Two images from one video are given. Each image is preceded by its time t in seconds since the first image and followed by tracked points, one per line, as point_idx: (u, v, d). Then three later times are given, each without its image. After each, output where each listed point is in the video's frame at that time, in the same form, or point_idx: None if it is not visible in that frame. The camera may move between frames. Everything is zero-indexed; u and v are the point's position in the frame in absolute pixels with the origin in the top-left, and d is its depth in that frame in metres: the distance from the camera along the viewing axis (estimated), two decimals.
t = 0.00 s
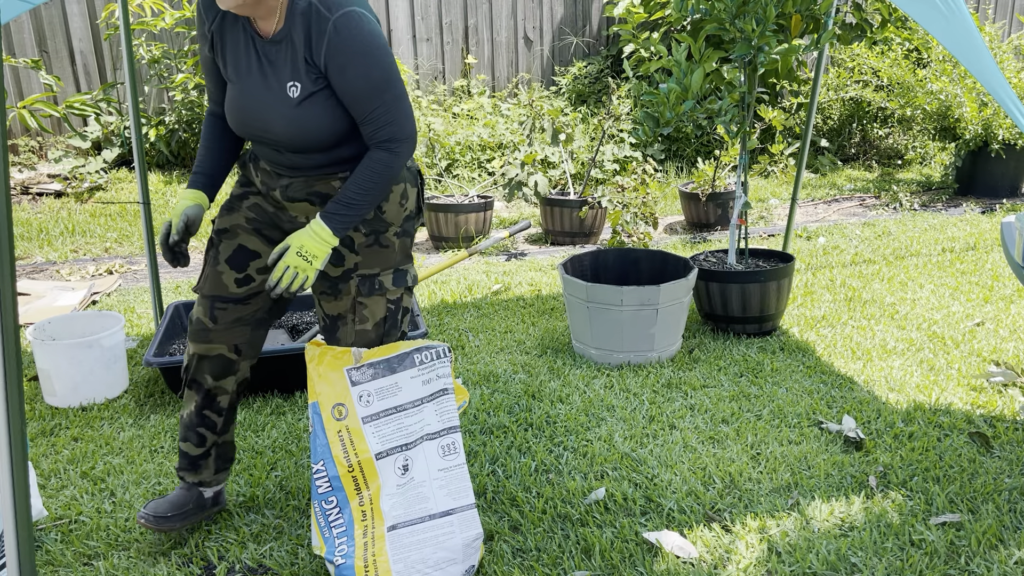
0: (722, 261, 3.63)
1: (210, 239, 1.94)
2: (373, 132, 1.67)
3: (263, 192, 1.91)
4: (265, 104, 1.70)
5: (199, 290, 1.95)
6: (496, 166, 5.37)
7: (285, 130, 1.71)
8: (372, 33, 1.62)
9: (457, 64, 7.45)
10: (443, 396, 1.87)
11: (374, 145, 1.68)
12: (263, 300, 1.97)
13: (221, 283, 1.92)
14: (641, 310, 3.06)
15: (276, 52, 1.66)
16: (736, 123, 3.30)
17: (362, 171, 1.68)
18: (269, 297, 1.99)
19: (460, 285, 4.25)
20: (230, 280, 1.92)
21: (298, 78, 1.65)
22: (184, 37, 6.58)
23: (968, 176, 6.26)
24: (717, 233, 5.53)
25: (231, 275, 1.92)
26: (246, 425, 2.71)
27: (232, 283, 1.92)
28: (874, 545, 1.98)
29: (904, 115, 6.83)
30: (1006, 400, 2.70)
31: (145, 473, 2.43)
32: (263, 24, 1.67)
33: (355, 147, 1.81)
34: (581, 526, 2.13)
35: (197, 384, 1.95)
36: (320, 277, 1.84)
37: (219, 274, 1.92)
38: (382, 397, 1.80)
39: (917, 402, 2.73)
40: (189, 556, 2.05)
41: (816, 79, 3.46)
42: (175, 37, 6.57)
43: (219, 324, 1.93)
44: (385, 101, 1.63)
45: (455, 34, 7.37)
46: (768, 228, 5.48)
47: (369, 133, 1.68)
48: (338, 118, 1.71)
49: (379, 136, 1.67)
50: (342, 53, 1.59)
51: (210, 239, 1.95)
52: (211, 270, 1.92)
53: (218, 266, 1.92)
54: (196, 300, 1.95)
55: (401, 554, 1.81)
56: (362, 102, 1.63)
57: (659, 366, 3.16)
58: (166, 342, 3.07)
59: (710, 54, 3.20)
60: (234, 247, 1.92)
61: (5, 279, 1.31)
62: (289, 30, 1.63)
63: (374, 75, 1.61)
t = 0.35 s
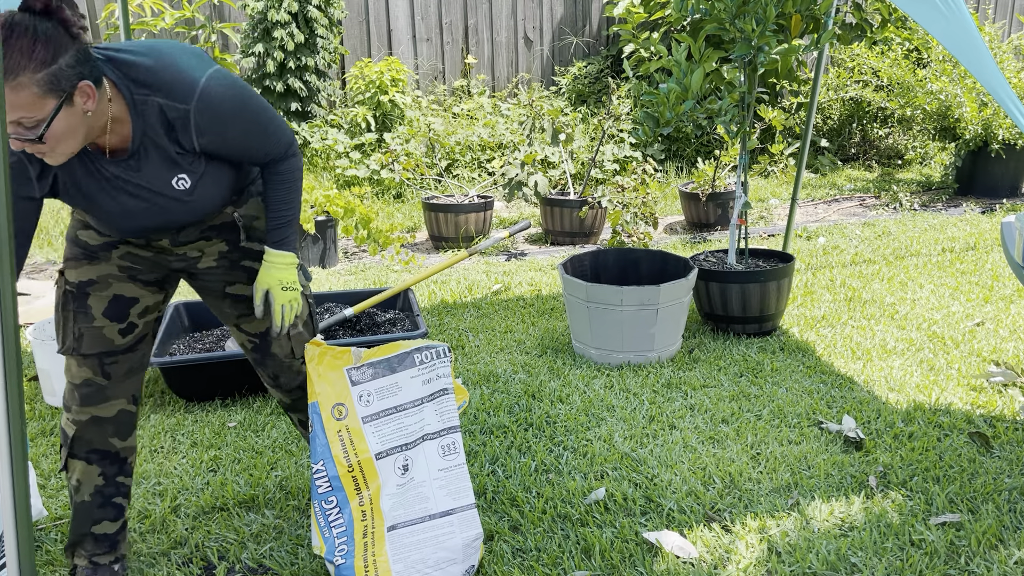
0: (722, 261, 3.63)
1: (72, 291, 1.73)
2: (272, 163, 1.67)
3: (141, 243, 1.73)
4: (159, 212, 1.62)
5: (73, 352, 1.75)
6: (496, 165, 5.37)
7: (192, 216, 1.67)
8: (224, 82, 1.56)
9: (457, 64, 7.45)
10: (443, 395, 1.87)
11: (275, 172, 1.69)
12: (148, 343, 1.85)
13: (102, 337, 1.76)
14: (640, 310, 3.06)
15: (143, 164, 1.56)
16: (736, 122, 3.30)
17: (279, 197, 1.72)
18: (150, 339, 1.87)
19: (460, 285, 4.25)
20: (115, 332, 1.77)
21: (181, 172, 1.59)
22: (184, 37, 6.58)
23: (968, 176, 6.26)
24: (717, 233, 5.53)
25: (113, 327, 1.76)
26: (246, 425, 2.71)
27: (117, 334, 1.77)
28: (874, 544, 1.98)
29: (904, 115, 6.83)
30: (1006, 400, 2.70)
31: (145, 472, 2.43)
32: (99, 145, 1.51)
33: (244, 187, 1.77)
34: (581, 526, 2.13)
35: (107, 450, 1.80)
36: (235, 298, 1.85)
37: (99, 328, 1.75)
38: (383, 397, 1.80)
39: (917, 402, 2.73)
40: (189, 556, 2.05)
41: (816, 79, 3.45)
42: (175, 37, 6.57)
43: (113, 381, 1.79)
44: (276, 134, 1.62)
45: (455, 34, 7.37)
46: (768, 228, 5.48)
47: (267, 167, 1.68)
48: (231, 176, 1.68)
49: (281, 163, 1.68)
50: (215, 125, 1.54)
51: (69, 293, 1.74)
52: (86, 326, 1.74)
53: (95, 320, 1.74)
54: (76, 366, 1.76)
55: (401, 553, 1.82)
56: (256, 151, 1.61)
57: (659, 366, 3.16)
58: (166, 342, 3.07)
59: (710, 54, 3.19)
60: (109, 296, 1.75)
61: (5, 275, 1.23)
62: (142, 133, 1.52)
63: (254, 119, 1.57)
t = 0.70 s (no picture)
0: (722, 261, 3.63)
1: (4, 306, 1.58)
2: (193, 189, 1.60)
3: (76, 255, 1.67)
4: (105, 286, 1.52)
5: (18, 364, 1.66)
6: (496, 165, 5.37)
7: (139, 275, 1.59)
8: (118, 152, 1.42)
9: (457, 64, 7.45)
10: (443, 396, 1.87)
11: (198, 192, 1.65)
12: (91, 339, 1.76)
13: (44, 346, 1.66)
14: (640, 310, 3.06)
15: (74, 266, 1.43)
16: (736, 122, 3.30)
17: (212, 202, 1.76)
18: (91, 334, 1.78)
19: (460, 285, 4.25)
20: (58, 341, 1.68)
21: (115, 252, 1.45)
22: (184, 37, 6.59)
23: (968, 176, 6.26)
24: (717, 233, 5.53)
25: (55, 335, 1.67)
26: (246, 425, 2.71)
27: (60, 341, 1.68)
28: (874, 545, 1.98)
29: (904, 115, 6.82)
30: (1006, 400, 2.70)
31: (145, 472, 2.43)
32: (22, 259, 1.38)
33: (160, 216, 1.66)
34: (581, 526, 2.13)
35: (70, 455, 1.79)
36: (181, 291, 1.89)
37: (40, 339, 1.64)
38: (383, 397, 1.80)
39: (916, 402, 2.73)
40: (189, 556, 2.05)
41: (816, 79, 3.45)
42: (176, 37, 6.58)
43: (60, 388, 1.73)
44: (188, 166, 1.56)
45: (455, 34, 7.36)
46: (768, 227, 5.48)
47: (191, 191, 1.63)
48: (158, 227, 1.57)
49: (204, 180, 1.65)
50: (135, 199, 1.42)
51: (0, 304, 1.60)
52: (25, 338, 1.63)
53: (35, 332, 1.63)
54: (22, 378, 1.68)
55: (402, 553, 1.82)
56: (180, 195, 1.54)
57: (659, 366, 3.16)
58: (166, 342, 3.07)
59: (710, 54, 3.19)
60: (49, 308, 1.62)
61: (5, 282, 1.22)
62: (66, 240, 1.39)
63: (165, 170, 1.48)
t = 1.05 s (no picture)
0: (722, 261, 3.63)
1: None
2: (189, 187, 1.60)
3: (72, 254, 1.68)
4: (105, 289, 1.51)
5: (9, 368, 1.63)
6: (496, 165, 5.37)
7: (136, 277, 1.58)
8: (121, 155, 1.43)
9: (457, 64, 7.45)
10: (443, 395, 1.87)
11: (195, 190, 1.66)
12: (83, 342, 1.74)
13: (37, 350, 1.64)
14: (640, 310, 3.06)
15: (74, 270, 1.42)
16: (736, 122, 3.30)
17: (211, 202, 1.77)
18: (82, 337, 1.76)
19: (460, 285, 4.25)
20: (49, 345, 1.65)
21: (115, 254, 1.44)
22: (184, 37, 6.59)
23: (968, 176, 6.26)
24: (716, 233, 5.53)
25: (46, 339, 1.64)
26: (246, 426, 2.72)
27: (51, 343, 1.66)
28: (874, 544, 1.98)
29: (904, 116, 6.82)
30: (1005, 400, 2.70)
31: (145, 472, 2.43)
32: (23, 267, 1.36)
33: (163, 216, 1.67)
34: (581, 526, 2.13)
35: (64, 459, 1.78)
36: (174, 293, 1.90)
37: (33, 343, 1.62)
38: (383, 397, 1.80)
39: (916, 402, 2.73)
40: (189, 556, 2.05)
41: (816, 79, 3.45)
42: (176, 37, 6.58)
43: (53, 392, 1.71)
44: (187, 166, 1.57)
45: (455, 34, 7.36)
46: (768, 227, 5.48)
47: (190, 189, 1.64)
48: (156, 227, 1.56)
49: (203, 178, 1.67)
50: (138, 201, 1.43)
51: None
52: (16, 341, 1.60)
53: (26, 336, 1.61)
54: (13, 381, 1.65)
55: (402, 553, 1.82)
56: (179, 195, 1.54)
57: (659, 366, 3.16)
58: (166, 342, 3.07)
59: (710, 54, 3.19)
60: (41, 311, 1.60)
61: (5, 284, 1.21)
62: (68, 244, 1.38)
63: (167, 171, 1.49)
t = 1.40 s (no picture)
0: (722, 261, 3.63)
1: (32, 303, 1.72)
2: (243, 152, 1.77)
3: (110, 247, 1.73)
4: (148, 230, 1.65)
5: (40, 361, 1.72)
6: (496, 164, 5.37)
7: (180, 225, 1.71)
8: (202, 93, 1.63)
9: (457, 64, 7.45)
10: (443, 395, 1.87)
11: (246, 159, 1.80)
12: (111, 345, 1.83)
13: (65, 345, 1.74)
14: (640, 310, 3.06)
15: (138, 195, 1.58)
16: (736, 122, 3.30)
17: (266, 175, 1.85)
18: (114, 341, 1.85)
19: (460, 285, 4.25)
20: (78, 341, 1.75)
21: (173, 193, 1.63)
22: (184, 37, 6.60)
23: (968, 176, 6.27)
24: (717, 233, 5.53)
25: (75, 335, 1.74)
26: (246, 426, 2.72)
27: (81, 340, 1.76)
28: (874, 544, 1.98)
29: (904, 116, 6.83)
30: (1006, 400, 2.70)
31: (145, 473, 2.43)
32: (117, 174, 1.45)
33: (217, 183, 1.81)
34: (581, 526, 2.13)
35: (84, 459, 1.79)
36: (213, 285, 1.90)
37: (62, 336, 1.73)
38: (383, 397, 1.80)
39: (917, 402, 2.73)
40: (189, 556, 2.05)
41: (816, 79, 3.45)
42: (176, 37, 6.59)
43: (80, 388, 1.77)
44: (260, 124, 1.73)
45: (455, 34, 7.36)
46: (768, 227, 5.48)
47: (241, 153, 1.77)
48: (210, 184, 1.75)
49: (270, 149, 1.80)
50: (209, 136, 1.62)
51: (29, 305, 1.71)
52: (47, 335, 1.72)
53: (57, 329, 1.72)
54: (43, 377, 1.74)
55: (402, 554, 1.82)
56: (241, 147, 1.72)
57: (659, 366, 3.16)
58: (166, 342, 3.07)
59: (710, 54, 3.19)
60: (72, 305, 1.73)
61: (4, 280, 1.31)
62: (143, 161, 1.54)
63: (240, 117, 1.67)
